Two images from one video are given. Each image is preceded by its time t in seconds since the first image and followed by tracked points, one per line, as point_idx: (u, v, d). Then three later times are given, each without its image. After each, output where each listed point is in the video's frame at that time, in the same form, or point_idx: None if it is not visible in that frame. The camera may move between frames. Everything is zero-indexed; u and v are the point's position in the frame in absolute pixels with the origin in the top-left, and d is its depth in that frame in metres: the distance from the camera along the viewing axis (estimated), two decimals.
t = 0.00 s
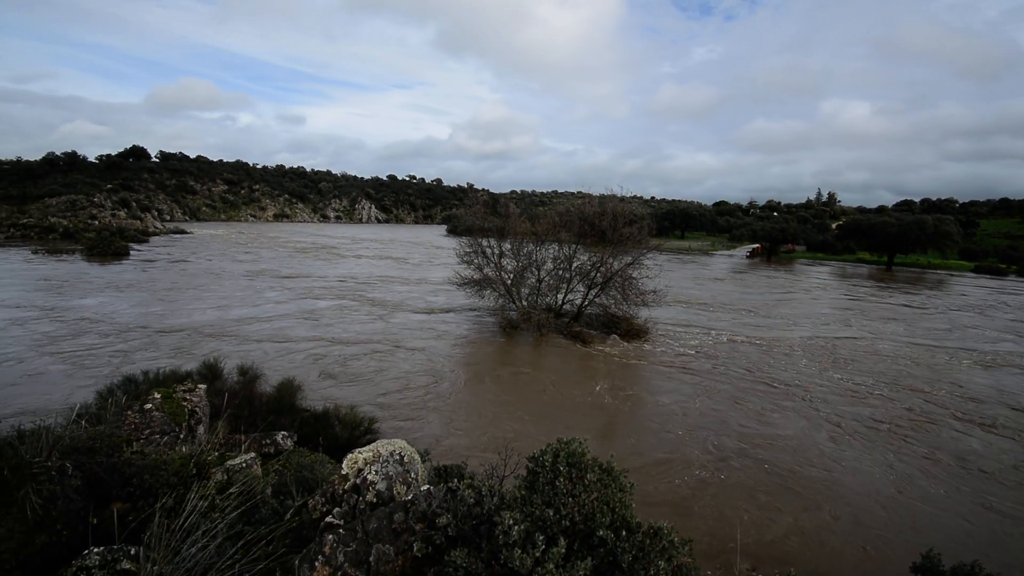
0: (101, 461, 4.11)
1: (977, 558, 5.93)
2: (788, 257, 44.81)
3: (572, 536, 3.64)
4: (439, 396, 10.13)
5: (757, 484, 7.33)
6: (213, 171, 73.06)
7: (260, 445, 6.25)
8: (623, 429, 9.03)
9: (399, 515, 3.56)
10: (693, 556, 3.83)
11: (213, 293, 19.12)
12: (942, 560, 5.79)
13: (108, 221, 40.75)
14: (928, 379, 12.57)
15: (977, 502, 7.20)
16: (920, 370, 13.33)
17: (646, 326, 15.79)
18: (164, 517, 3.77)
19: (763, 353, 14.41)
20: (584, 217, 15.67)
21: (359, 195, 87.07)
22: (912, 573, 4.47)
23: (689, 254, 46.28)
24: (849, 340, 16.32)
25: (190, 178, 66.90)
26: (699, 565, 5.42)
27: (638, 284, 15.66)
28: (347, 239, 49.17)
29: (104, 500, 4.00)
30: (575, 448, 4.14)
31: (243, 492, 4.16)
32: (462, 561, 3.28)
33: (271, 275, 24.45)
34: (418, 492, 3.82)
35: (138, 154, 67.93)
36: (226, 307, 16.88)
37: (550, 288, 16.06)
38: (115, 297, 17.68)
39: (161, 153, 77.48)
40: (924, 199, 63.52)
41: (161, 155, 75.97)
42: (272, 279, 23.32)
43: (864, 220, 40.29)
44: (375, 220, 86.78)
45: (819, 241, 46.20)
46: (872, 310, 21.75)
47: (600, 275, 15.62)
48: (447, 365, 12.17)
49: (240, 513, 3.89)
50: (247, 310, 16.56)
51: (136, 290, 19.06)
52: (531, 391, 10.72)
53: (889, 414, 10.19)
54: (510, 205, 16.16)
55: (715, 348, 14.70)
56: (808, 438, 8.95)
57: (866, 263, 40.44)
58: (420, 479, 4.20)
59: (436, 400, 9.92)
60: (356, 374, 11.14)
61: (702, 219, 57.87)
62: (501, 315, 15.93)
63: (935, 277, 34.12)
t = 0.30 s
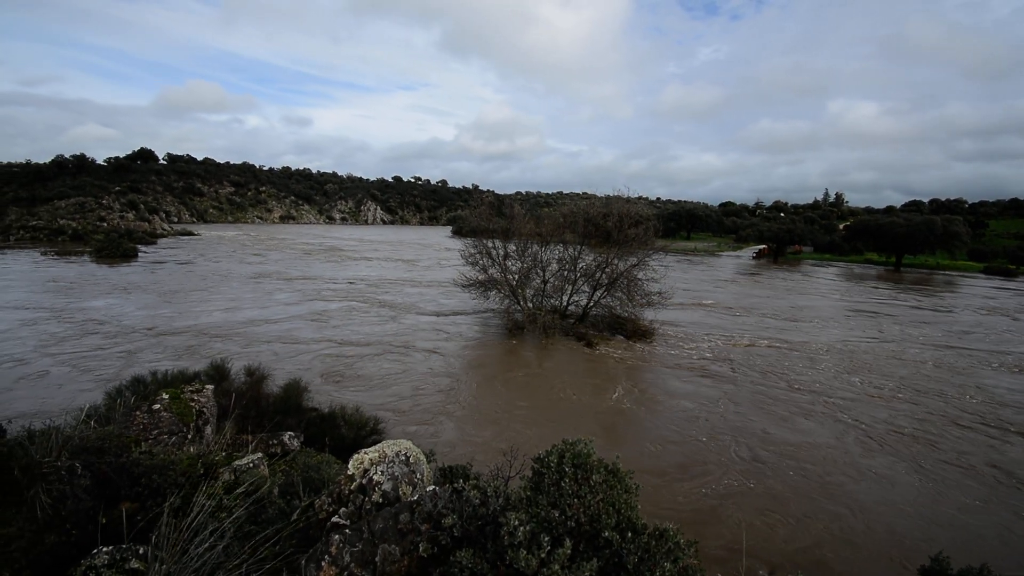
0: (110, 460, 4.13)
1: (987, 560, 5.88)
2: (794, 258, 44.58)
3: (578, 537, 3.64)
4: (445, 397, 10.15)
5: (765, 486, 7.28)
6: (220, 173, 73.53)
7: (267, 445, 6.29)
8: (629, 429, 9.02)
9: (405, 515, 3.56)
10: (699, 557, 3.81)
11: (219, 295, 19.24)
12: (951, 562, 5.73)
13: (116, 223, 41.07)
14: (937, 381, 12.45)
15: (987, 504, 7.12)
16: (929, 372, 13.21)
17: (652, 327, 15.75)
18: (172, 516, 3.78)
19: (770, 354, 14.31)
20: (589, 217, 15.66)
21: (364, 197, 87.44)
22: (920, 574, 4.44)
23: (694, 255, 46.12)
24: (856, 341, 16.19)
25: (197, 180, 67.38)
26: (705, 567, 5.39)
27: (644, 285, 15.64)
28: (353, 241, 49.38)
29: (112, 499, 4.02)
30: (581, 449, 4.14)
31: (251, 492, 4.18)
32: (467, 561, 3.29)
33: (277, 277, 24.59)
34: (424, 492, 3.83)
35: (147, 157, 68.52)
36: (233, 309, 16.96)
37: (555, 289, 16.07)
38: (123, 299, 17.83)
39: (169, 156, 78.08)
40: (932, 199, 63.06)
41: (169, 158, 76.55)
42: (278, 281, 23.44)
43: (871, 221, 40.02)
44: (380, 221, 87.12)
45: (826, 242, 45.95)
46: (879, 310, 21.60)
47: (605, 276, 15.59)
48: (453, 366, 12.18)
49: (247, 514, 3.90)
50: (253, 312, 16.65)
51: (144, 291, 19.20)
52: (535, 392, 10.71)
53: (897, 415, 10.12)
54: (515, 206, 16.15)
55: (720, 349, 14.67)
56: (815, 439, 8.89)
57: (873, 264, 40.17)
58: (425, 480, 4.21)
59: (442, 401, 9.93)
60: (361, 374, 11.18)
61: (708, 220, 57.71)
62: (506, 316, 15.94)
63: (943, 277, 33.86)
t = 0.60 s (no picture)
0: (115, 461, 4.17)
1: (994, 561, 5.83)
2: (798, 258, 44.40)
3: (581, 539, 3.64)
4: (448, 397, 10.16)
5: (769, 486, 7.27)
6: (224, 175, 73.79)
7: (271, 446, 6.31)
8: (632, 430, 9.02)
9: (409, 516, 3.56)
10: (703, 559, 3.80)
11: (224, 296, 19.31)
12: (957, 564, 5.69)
13: (121, 225, 41.29)
14: (942, 381, 12.37)
15: (994, 505, 7.06)
16: (935, 371, 13.12)
17: (655, 327, 15.72)
18: (176, 517, 3.80)
19: (774, 354, 14.25)
20: (592, 217, 15.64)
21: (367, 198, 87.66)
22: None
23: (698, 255, 46.03)
24: (861, 341, 16.11)
25: (202, 182, 67.66)
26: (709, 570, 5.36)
27: (647, 286, 15.61)
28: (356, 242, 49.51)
29: (118, 499, 4.05)
30: (584, 450, 4.13)
31: (255, 493, 4.19)
32: (471, 562, 3.29)
33: (281, 278, 24.67)
34: (427, 493, 3.83)
35: (151, 159, 68.89)
36: (237, 310, 17.03)
37: (557, 290, 16.06)
38: (128, 300, 17.92)
39: (173, 158, 78.46)
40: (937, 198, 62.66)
41: (174, 160, 76.94)
42: (282, 282, 23.51)
43: (876, 220, 39.81)
44: (383, 222, 87.31)
45: (831, 241, 45.71)
46: (884, 310, 21.48)
47: (608, 276, 15.56)
48: (456, 366, 12.20)
49: (251, 514, 3.92)
50: (257, 313, 16.71)
51: (149, 293, 19.31)
52: (538, 393, 10.70)
53: (901, 415, 10.07)
54: (517, 207, 16.15)
55: (724, 349, 14.64)
56: (820, 440, 8.85)
57: (878, 263, 39.98)
58: (428, 481, 4.21)
59: (445, 401, 9.93)
60: (365, 375, 11.21)
61: (711, 220, 57.57)
62: (509, 316, 15.95)
63: (949, 277, 33.64)
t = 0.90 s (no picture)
0: (119, 461, 4.19)
1: (997, 563, 5.81)
2: (800, 258, 44.32)
3: (583, 539, 3.64)
4: (449, 398, 10.17)
5: (772, 486, 7.26)
6: (226, 175, 73.94)
7: (273, 445, 6.31)
8: (634, 430, 9.02)
9: (411, 516, 3.56)
10: (705, 559, 3.79)
11: (226, 297, 19.36)
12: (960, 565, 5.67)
13: (124, 226, 41.44)
14: (945, 381, 12.33)
15: (997, 507, 7.03)
16: (938, 372, 13.07)
17: (657, 327, 15.71)
18: (179, 516, 3.81)
19: (776, 354, 14.23)
20: (593, 218, 15.63)
21: (369, 199, 87.81)
22: None
23: (700, 255, 45.99)
24: (864, 342, 16.06)
25: (204, 183, 67.86)
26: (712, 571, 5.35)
27: (648, 286, 15.60)
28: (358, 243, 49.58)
29: (121, 499, 4.07)
30: (586, 451, 4.13)
31: (257, 492, 4.20)
32: (473, 562, 3.29)
33: (283, 279, 24.73)
34: (429, 493, 3.83)
35: (154, 160, 69.14)
36: (239, 310, 17.09)
37: (559, 290, 16.00)
38: (131, 301, 17.98)
39: (176, 159, 78.77)
40: (941, 198, 62.42)
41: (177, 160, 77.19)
42: (284, 283, 23.56)
43: (878, 220, 39.70)
44: (385, 223, 87.42)
45: (833, 241, 45.58)
46: (888, 311, 21.40)
47: (610, 276, 15.55)
48: (457, 367, 12.21)
49: (254, 514, 3.92)
50: (259, 313, 16.75)
51: (151, 293, 19.38)
52: (540, 393, 10.71)
53: (904, 416, 10.06)
54: (519, 207, 16.15)
55: (726, 349, 14.59)
56: (822, 440, 8.82)
57: (881, 263, 39.87)
58: (430, 481, 4.21)
59: (446, 402, 9.93)
60: (367, 376, 11.23)
61: (713, 220, 57.52)
62: (511, 316, 15.96)
63: (952, 277, 33.52)
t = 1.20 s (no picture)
0: (123, 459, 4.23)
1: (1001, 564, 5.77)
2: (803, 258, 44.18)
3: (586, 539, 3.64)
4: (451, 397, 10.19)
5: (777, 487, 7.24)
6: (229, 176, 74.21)
7: (276, 444, 6.32)
8: (637, 431, 8.99)
9: (413, 515, 3.56)
10: (707, 560, 3.78)
11: (228, 296, 19.41)
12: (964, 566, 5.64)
13: (128, 226, 41.63)
14: (950, 382, 12.26)
15: (1002, 508, 6.98)
16: (942, 372, 13.01)
17: (659, 327, 15.68)
18: (183, 515, 3.84)
19: (778, 354, 14.19)
20: (595, 218, 15.63)
21: (371, 199, 88.01)
22: None
23: (702, 254, 45.91)
24: (867, 342, 16.01)
25: (207, 183, 68.09)
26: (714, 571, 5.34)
27: (651, 286, 15.57)
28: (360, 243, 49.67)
29: (125, 497, 4.11)
30: (589, 451, 4.14)
31: (260, 491, 4.21)
32: (475, 562, 3.28)
33: (285, 279, 24.79)
34: (431, 493, 3.83)
35: (158, 160, 69.44)
36: (241, 310, 17.12)
37: (560, 290, 15.96)
38: (134, 300, 18.07)
39: (180, 159, 79.09)
40: (945, 198, 62.15)
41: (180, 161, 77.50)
42: (286, 282, 23.61)
43: (882, 220, 39.55)
44: (387, 223, 87.58)
45: (836, 241, 45.40)
46: (891, 311, 21.33)
47: (612, 276, 15.54)
48: (458, 367, 12.22)
49: (256, 512, 3.93)
50: (261, 313, 16.79)
51: (154, 293, 19.45)
52: (542, 393, 10.70)
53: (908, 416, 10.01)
54: (520, 207, 16.16)
55: (728, 350, 14.54)
56: (825, 441, 8.78)
57: (884, 263, 39.73)
58: (432, 481, 4.20)
59: (446, 401, 9.97)
60: (368, 375, 11.24)
61: (716, 220, 57.42)
62: (512, 316, 15.96)
63: (956, 277, 33.37)
